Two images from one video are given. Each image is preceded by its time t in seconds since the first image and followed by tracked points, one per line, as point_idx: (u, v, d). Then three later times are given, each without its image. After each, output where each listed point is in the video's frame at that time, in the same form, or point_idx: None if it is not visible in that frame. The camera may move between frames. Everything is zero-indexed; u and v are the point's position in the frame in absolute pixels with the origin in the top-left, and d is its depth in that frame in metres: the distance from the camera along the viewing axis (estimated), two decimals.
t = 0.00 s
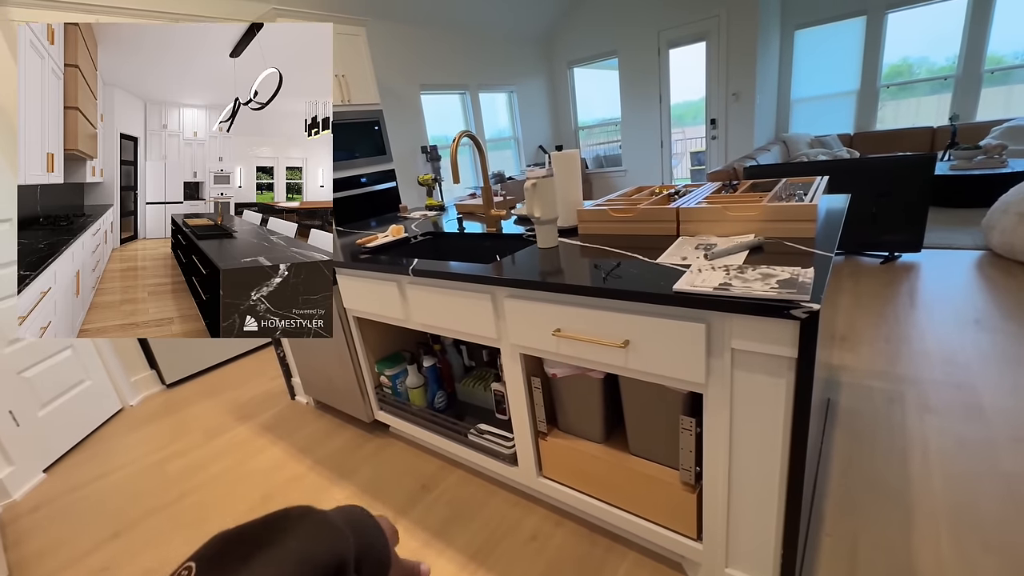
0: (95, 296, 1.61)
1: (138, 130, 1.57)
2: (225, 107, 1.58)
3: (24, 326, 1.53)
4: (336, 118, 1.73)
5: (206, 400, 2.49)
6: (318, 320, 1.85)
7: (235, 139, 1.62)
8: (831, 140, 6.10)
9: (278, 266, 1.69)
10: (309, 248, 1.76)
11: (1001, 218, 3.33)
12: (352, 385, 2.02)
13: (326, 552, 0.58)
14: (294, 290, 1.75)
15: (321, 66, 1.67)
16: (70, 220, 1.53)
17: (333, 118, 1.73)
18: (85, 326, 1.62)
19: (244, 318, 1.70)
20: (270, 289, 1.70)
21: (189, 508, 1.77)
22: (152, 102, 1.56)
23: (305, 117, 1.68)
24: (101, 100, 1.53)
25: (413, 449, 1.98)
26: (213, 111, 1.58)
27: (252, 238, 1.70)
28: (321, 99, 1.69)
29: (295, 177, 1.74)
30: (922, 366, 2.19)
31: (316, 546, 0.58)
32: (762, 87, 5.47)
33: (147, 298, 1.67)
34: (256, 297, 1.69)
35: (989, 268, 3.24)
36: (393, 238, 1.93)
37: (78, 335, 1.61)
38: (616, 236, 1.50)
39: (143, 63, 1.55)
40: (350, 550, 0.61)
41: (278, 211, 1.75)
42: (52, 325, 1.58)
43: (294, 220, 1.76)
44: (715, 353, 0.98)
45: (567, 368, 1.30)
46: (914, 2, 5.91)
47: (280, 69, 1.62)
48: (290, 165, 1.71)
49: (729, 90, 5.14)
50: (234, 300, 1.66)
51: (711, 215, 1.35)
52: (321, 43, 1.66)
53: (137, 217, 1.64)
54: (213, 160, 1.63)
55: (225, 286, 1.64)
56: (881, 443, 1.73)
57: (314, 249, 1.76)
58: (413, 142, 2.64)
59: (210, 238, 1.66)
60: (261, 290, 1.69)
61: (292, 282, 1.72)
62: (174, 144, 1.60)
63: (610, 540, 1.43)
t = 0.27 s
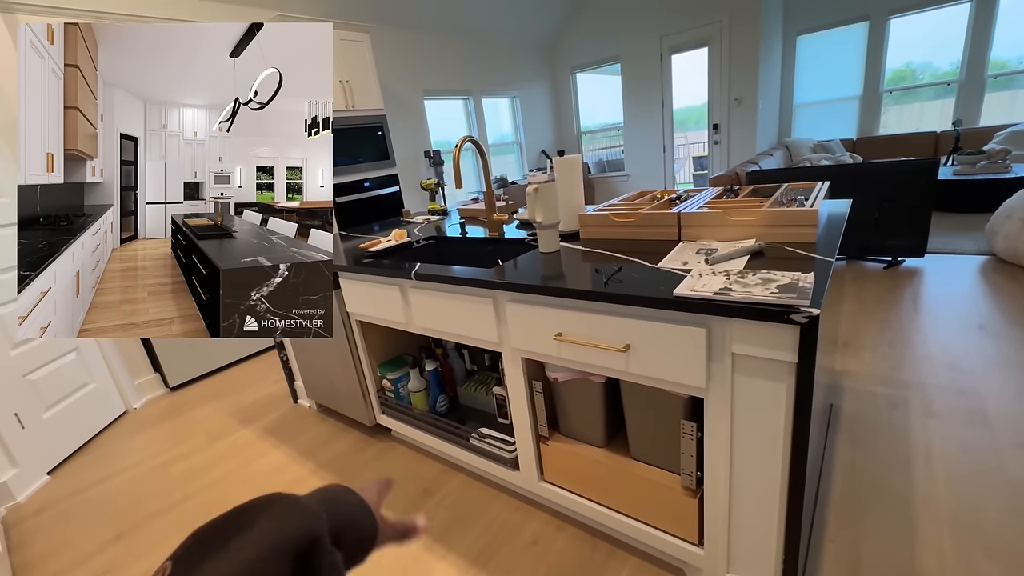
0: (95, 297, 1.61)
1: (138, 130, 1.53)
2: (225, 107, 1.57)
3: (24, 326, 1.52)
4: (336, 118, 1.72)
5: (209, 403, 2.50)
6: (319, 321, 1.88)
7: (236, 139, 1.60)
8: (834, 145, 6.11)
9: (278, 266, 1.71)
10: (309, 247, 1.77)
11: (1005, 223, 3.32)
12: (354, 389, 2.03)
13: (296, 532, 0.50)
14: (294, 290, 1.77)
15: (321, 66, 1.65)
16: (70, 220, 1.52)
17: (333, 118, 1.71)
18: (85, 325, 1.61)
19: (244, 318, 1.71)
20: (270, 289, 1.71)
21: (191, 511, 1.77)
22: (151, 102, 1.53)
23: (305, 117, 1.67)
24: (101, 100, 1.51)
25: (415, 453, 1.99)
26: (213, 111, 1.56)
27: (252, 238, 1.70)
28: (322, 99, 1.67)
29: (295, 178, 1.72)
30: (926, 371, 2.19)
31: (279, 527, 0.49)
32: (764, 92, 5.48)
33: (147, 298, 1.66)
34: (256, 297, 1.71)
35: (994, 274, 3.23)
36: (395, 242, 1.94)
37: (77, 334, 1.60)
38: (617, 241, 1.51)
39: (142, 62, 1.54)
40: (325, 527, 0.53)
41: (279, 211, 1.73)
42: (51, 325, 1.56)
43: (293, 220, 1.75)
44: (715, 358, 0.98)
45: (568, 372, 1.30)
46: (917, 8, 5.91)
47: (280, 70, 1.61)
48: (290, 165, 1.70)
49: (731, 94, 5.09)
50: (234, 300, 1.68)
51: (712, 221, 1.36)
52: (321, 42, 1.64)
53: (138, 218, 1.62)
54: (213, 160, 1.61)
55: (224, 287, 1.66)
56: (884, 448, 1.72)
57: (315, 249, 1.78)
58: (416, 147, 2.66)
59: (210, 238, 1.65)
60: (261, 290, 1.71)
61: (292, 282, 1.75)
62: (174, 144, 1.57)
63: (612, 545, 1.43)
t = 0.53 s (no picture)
0: (95, 296, 1.54)
1: (138, 129, 1.48)
2: (225, 106, 1.52)
3: (24, 326, 1.44)
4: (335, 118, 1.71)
5: (209, 407, 2.50)
6: (318, 321, 1.79)
7: (236, 139, 1.56)
8: (833, 148, 6.12)
9: (278, 266, 1.65)
10: (309, 248, 1.75)
11: (1005, 226, 3.32)
12: (355, 392, 2.03)
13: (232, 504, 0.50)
14: (293, 290, 1.71)
15: (320, 66, 1.64)
16: (70, 220, 1.48)
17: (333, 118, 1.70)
18: (85, 325, 1.53)
19: (244, 318, 1.63)
20: (270, 288, 1.64)
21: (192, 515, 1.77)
22: (151, 102, 1.49)
23: (305, 118, 1.64)
24: (101, 100, 1.46)
25: (415, 456, 1.99)
26: (213, 111, 1.52)
27: (252, 238, 1.64)
28: (322, 99, 1.65)
29: (295, 178, 1.70)
30: (926, 373, 2.19)
31: (282, 500, 0.63)
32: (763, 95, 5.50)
33: (147, 298, 1.59)
34: (257, 297, 1.63)
35: (994, 276, 3.23)
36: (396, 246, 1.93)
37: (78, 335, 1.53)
38: (616, 244, 1.52)
39: (142, 62, 1.50)
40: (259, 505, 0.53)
41: (279, 211, 1.69)
42: (52, 325, 1.49)
43: (293, 220, 1.71)
44: (714, 360, 0.99)
45: (569, 375, 1.31)
46: (916, 11, 5.93)
47: (280, 70, 1.58)
48: (290, 165, 1.67)
49: (731, 97, 4.99)
50: (234, 300, 1.60)
51: (711, 224, 1.36)
52: (322, 42, 1.63)
53: (138, 218, 1.56)
54: (213, 160, 1.56)
55: (225, 287, 1.59)
56: (885, 451, 1.72)
57: (314, 249, 1.76)
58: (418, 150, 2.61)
59: (211, 238, 1.59)
60: (262, 290, 1.64)
61: (293, 281, 1.69)
62: (174, 144, 1.52)
63: (612, 548, 1.43)
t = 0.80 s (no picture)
0: (95, 296, 1.64)
1: (138, 129, 1.54)
2: (225, 106, 1.56)
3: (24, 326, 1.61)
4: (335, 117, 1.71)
5: (205, 410, 2.49)
6: (318, 321, 1.88)
7: (235, 139, 1.60)
8: (827, 149, 6.17)
9: (278, 266, 1.71)
10: (311, 248, 1.76)
11: (998, 227, 3.35)
12: (352, 395, 2.03)
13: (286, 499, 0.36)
14: (294, 290, 1.76)
15: (321, 66, 1.64)
16: (70, 220, 1.59)
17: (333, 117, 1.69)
18: (85, 325, 1.64)
19: (244, 319, 1.73)
20: (270, 289, 1.72)
21: (188, 519, 1.76)
22: (151, 102, 1.53)
23: (305, 117, 1.65)
24: (101, 100, 1.52)
25: (413, 459, 1.99)
26: (213, 111, 1.55)
27: (252, 238, 1.70)
28: (322, 99, 1.65)
29: (295, 178, 1.71)
30: (921, 373, 2.20)
31: (346, 493, 0.42)
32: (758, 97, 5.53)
33: (147, 298, 1.68)
34: (256, 297, 1.72)
35: (987, 276, 3.26)
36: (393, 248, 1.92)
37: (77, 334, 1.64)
38: (612, 245, 1.52)
39: (142, 61, 1.53)
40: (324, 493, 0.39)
41: (279, 211, 1.72)
42: (52, 323, 1.63)
43: (293, 220, 1.74)
44: (710, 361, 0.99)
45: (566, 377, 1.31)
46: (909, 14, 5.98)
47: (280, 70, 1.59)
48: (290, 165, 1.69)
49: (725, 99, 5.02)
50: (234, 301, 1.70)
51: (707, 226, 1.37)
52: (322, 41, 1.62)
53: (138, 218, 1.63)
54: (213, 160, 1.60)
55: (224, 287, 1.68)
56: (881, 451, 1.73)
57: (314, 249, 1.76)
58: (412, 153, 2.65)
59: (211, 238, 1.65)
60: (261, 290, 1.72)
61: (292, 281, 1.74)
62: (174, 144, 1.57)
63: (610, 550, 1.43)
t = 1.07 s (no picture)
0: (95, 296, 1.62)
1: (138, 129, 1.58)
2: (225, 106, 1.61)
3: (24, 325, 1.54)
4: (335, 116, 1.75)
5: (198, 414, 2.48)
6: (318, 321, 1.84)
7: (235, 139, 1.64)
8: (819, 149, 6.21)
9: (278, 266, 1.71)
10: (310, 247, 1.78)
11: (986, 225, 3.38)
12: (345, 397, 2.02)
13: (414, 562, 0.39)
14: (294, 290, 1.75)
15: (321, 65, 1.68)
16: (70, 220, 1.57)
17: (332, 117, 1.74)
18: (86, 326, 1.61)
19: (244, 319, 1.73)
20: (270, 289, 1.72)
21: (181, 523, 1.75)
22: (151, 102, 1.57)
23: (305, 117, 1.70)
24: (101, 100, 1.53)
25: (407, 460, 1.98)
26: (213, 112, 1.60)
27: (252, 238, 1.73)
28: (322, 99, 1.71)
29: (295, 177, 1.75)
30: (912, 370, 2.22)
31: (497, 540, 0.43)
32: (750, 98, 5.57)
33: (147, 298, 1.68)
34: (256, 297, 1.72)
35: (976, 274, 3.29)
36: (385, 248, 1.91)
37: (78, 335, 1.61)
38: (605, 246, 1.52)
39: (142, 62, 1.56)
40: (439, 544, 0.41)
41: (278, 211, 1.76)
42: (52, 324, 1.58)
43: (293, 220, 1.78)
44: (703, 360, 0.99)
45: (560, 377, 1.31)
46: (898, 15, 6.04)
47: (280, 70, 1.64)
48: (290, 165, 1.73)
49: (719, 99, 5.13)
50: (234, 300, 1.70)
51: (699, 225, 1.37)
52: (322, 42, 1.67)
53: (138, 218, 1.65)
54: (213, 160, 1.64)
55: (225, 287, 1.68)
56: (873, 448, 1.74)
57: (314, 248, 1.78)
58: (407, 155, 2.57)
59: (211, 238, 1.68)
60: (261, 290, 1.72)
61: (292, 282, 1.73)
62: (174, 144, 1.61)
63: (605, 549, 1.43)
